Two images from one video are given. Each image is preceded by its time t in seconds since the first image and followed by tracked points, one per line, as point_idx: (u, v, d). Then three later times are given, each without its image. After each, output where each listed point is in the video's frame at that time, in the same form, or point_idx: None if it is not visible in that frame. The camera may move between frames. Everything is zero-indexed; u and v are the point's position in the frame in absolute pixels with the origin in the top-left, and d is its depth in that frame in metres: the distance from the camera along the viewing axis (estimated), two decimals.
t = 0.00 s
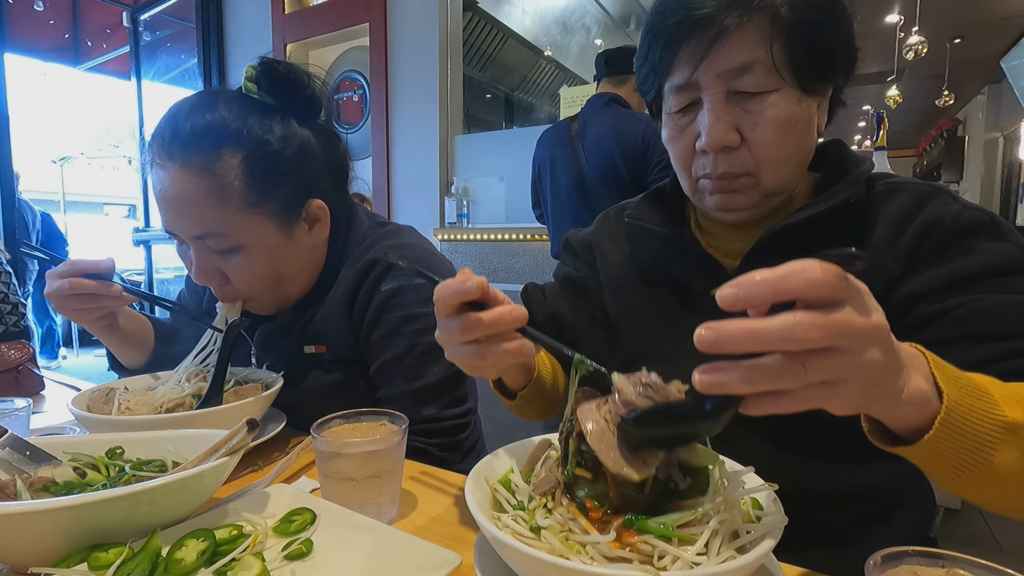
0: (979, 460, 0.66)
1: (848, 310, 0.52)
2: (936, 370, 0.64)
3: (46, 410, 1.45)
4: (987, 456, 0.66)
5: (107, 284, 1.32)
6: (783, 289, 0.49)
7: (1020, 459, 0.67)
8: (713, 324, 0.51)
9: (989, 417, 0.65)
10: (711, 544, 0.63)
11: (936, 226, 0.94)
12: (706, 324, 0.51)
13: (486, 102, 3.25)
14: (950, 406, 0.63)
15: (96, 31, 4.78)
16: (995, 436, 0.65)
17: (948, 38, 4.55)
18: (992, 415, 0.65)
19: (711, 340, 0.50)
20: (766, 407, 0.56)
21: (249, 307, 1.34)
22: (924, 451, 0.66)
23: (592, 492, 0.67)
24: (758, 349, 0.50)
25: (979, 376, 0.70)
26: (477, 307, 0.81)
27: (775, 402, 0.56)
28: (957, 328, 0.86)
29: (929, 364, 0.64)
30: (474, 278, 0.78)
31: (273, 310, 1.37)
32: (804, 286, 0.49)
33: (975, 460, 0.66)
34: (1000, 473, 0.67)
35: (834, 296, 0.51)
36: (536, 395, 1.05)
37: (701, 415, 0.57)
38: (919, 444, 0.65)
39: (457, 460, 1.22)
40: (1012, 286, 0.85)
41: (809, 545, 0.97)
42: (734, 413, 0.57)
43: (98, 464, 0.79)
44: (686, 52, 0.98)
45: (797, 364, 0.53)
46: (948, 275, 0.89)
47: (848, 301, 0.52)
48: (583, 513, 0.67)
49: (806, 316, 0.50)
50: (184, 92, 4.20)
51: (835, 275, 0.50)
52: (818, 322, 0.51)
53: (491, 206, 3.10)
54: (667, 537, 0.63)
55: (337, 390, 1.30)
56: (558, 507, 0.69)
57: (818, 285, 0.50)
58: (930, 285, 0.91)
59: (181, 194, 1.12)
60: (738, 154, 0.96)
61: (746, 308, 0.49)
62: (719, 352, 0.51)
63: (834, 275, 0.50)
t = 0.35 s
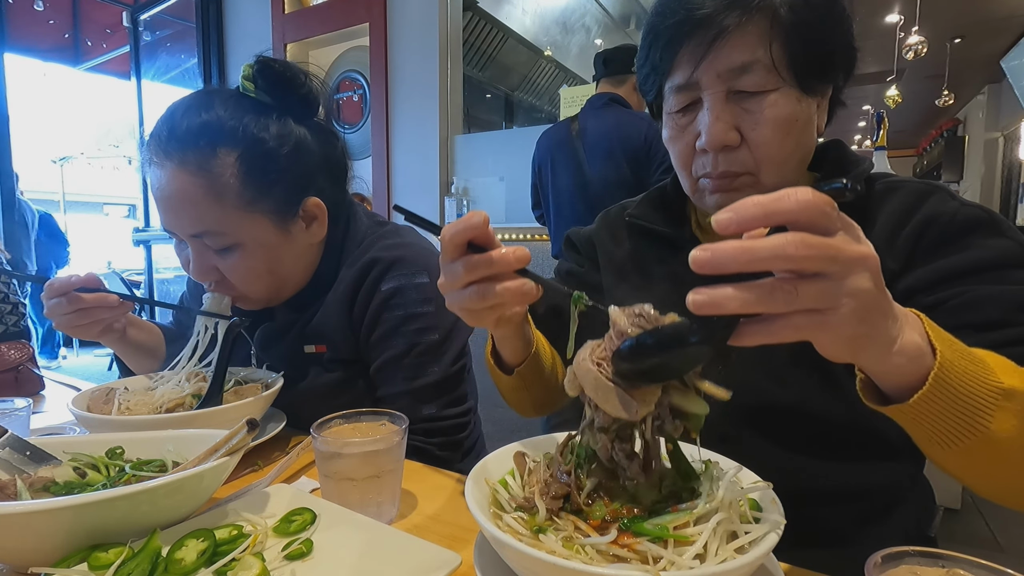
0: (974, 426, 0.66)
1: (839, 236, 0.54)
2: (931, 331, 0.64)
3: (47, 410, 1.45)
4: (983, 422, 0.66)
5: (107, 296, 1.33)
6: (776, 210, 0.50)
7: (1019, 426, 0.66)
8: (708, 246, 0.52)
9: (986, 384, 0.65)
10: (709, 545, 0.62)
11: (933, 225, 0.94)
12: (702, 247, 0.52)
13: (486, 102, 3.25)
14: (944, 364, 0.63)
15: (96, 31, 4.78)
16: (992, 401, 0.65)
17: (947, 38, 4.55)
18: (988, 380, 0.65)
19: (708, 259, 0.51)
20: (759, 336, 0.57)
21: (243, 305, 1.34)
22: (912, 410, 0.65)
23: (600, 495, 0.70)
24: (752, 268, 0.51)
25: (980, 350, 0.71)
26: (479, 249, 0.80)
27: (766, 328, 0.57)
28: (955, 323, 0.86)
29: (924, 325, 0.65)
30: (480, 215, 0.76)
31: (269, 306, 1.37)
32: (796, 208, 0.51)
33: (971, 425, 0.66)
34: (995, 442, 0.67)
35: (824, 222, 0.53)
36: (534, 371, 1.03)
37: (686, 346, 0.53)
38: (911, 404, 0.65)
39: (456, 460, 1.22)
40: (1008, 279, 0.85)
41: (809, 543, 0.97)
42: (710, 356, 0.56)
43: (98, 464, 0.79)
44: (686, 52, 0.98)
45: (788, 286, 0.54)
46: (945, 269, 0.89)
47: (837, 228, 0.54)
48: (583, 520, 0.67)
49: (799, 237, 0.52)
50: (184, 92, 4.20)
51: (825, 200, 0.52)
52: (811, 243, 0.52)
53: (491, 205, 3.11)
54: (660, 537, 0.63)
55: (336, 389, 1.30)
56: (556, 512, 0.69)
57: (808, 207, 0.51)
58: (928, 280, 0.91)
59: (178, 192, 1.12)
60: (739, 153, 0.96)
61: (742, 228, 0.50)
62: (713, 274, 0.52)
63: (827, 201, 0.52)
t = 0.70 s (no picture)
0: (976, 444, 0.66)
1: (844, 260, 0.50)
2: (932, 348, 0.63)
3: (47, 410, 1.45)
4: (984, 441, 0.66)
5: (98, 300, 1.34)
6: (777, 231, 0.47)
7: (1020, 442, 0.67)
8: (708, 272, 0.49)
9: (988, 399, 0.65)
10: (709, 545, 0.62)
11: (932, 225, 0.94)
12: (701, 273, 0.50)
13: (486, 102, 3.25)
14: (949, 383, 0.62)
15: (95, 31, 4.78)
16: (994, 418, 0.65)
17: (948, 38, 4.55)
18: (990, 396, 0.65)
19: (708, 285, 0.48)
20: (764, 366, 0.54)
21: (240, 304, 1.34)
22: (916, 431, 0.64)
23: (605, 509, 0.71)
24: (754, 295, 0.48)
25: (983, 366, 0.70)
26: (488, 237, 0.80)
27: (770, 359, 0.53)
28: (954, 324, 0.86)
29: (924, 342, 0.63)
30: (494, 204, 0.76)
31: (266, 307, 1.37)
32: (799, 230, 0.48)
33: (972, 444, 0.66)
34: (997, 459, 0.67)
35: (827, 246, 0.49)
36: (530, 371, 1.03)
37: (684, 379, 0.59)
38: (915, 424, 0.63)
39: (456, 460, 1.22)
40: (1008, 281, 0.85)
41: (810, 543, 0.97)
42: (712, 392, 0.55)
43: (98, 464, 0.79)
44: (684, 52, 0.98)
45: (794, 315, 0.51)
46: (945, 270, 0.89)
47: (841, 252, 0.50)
48: (584, 521, 0.68)
49: (802, 262, 0.48)
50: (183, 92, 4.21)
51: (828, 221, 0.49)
52: (814, 269, 0.48)
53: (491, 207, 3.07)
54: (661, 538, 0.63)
55: (337, 389, 1.30)
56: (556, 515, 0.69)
57: (812, 228, 0.48)
58: (928, 281, 0.91)
59: (175, 190, 1.12)
60: (737, 153, 0.96)
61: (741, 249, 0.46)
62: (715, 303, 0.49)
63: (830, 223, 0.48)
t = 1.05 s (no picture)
0: (987, 479, 0.67)
1: (829, 344, 0.53)
2: (934, 393, 0.64)
3: (47, 411, 1.45)
4: (995, 474, 0.66)
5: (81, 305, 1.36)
6: (763, 340, 0.49)
7: None
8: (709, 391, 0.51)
9: (994, 434, 0.65)
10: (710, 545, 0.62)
11: (936, 227, 0.94)
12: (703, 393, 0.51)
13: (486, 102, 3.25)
14: (956, 428, 0.64)
15: (95, 31, 4.78)
16: (1003, 453, 0.66)
17: (947, 38, 4.55)
18: (997, 431, 0.66)
19: (713, 409, 0.49)
20: (784, 468, 0.56)
21: (237, 306, 1.34)
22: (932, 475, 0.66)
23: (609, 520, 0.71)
24: (761, 407, 0.50)
25: (980, 393, 0.70)
26: (556, 302, 0.80)
27: (792, 462, 0.56)
28: (961, 329, 0.86)
29: (925, 386, 0.65)
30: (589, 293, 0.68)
31: (264, 308, 1.37)
32: (782, 332, 0.50)
33: (983, 479, 0.67)
34: (1009, 489, 0.68)
35: (812, 336, 0.52)
36: (540, 384, 1.05)
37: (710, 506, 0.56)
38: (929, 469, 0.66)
39: (456, 459, 1.22)
40: (1012, 287, 0.85)
41: (811, 544, 0.97)
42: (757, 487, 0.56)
43: (97, 464, 0.79)
44: (684, 53, 0.98)
45: (802, 416, 0.53)
46: (951, 275, 0.90)
47: (824, 334, 0.53)
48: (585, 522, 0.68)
49: (795, 363, 0.50)
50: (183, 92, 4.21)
51: (804, 312, 0.52)
52: (810, 366, 0.51)
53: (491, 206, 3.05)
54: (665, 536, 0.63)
55: (336, 389, 1.31)
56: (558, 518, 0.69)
57: (793, 326, 0.51)
58: (934, 286, 0.91)
59: (170, 189, 1.12)
60: (736, 154, 0.96)
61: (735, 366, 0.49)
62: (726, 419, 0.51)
63: (805, 315, 0.51)
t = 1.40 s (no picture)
0: (988, 487, 0.67)
1: (856, 369, 0.53)
2: (942, 404, 0.64)
3: (47, 410, 1.45)
4: (996, 483, 0.66)
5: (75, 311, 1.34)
6: (797, 364, 0.50)
7: None
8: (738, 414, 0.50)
9: (996, 445, 0.66)
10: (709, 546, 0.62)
11: (942, 230, 0.94)
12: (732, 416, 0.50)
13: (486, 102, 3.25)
14: (963, 438, 0.64)
15: (96, 32, 4.78)
16: (1003, 463, 0.66)
17: (947, 38, 4.55)
18: (998, 442, 0.66)
19: (743, 433, 0.48)
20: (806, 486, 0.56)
21: (242, 307, 1.34)
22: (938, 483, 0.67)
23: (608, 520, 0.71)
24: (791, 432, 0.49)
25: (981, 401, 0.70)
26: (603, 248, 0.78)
27: (815, 479, 0.56)
28: (967, 335, 0.87)
29: (934, 398, 0.65)
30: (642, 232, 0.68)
31: (267, 308, 1.37)
32: (814, 358, 0.50)
33: (984, 488, 0.67)
34: (1007, 498, 0.68)
35: (842, 362, 0.52)
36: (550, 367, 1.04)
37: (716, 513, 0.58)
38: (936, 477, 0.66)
39: (456, 459, 1.22)
40: (1016, 293, 0.86)
41: (812, 544, 0.97)
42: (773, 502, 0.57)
43: (98, 464, 0.79)
44: (689, 53, 0.98)
45: (829, 438, 0.54)
46: (958, 281, 0.90)
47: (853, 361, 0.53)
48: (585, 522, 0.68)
49: (826, 388, 0.51)
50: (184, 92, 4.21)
51: (834, 337, 0.52)
52: (840, 392, 0.51)
53: (491, 205, 3.07)
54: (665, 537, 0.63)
55: (337, 389, 1.31)
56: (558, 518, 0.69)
57: (825, 351, 0.51)
58: (942, 290, 0.91)
59: (169, 193, 1.12)
60: (742, 154, 0.96)
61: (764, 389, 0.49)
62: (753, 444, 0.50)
63: (837, 340, 0.52)
